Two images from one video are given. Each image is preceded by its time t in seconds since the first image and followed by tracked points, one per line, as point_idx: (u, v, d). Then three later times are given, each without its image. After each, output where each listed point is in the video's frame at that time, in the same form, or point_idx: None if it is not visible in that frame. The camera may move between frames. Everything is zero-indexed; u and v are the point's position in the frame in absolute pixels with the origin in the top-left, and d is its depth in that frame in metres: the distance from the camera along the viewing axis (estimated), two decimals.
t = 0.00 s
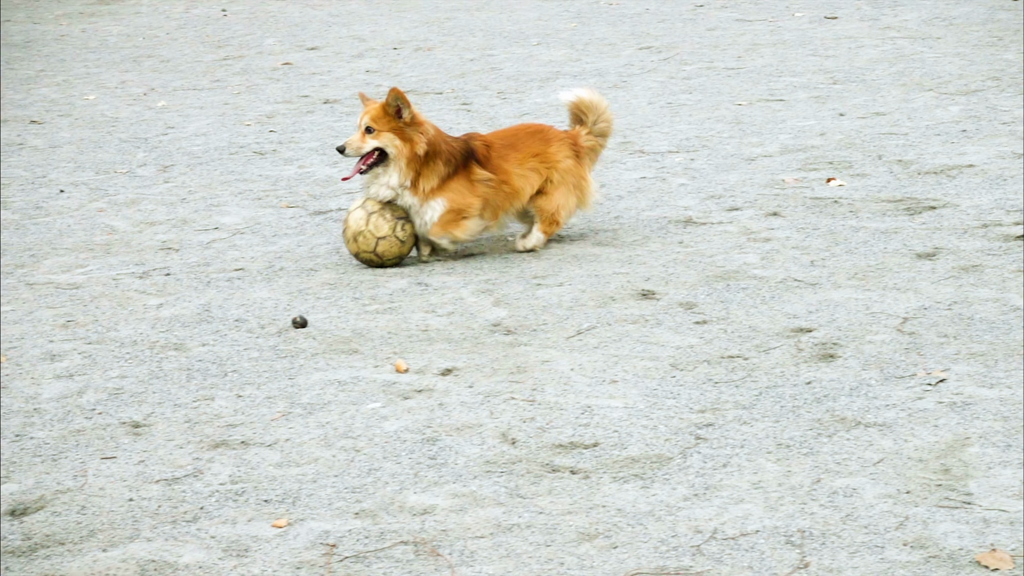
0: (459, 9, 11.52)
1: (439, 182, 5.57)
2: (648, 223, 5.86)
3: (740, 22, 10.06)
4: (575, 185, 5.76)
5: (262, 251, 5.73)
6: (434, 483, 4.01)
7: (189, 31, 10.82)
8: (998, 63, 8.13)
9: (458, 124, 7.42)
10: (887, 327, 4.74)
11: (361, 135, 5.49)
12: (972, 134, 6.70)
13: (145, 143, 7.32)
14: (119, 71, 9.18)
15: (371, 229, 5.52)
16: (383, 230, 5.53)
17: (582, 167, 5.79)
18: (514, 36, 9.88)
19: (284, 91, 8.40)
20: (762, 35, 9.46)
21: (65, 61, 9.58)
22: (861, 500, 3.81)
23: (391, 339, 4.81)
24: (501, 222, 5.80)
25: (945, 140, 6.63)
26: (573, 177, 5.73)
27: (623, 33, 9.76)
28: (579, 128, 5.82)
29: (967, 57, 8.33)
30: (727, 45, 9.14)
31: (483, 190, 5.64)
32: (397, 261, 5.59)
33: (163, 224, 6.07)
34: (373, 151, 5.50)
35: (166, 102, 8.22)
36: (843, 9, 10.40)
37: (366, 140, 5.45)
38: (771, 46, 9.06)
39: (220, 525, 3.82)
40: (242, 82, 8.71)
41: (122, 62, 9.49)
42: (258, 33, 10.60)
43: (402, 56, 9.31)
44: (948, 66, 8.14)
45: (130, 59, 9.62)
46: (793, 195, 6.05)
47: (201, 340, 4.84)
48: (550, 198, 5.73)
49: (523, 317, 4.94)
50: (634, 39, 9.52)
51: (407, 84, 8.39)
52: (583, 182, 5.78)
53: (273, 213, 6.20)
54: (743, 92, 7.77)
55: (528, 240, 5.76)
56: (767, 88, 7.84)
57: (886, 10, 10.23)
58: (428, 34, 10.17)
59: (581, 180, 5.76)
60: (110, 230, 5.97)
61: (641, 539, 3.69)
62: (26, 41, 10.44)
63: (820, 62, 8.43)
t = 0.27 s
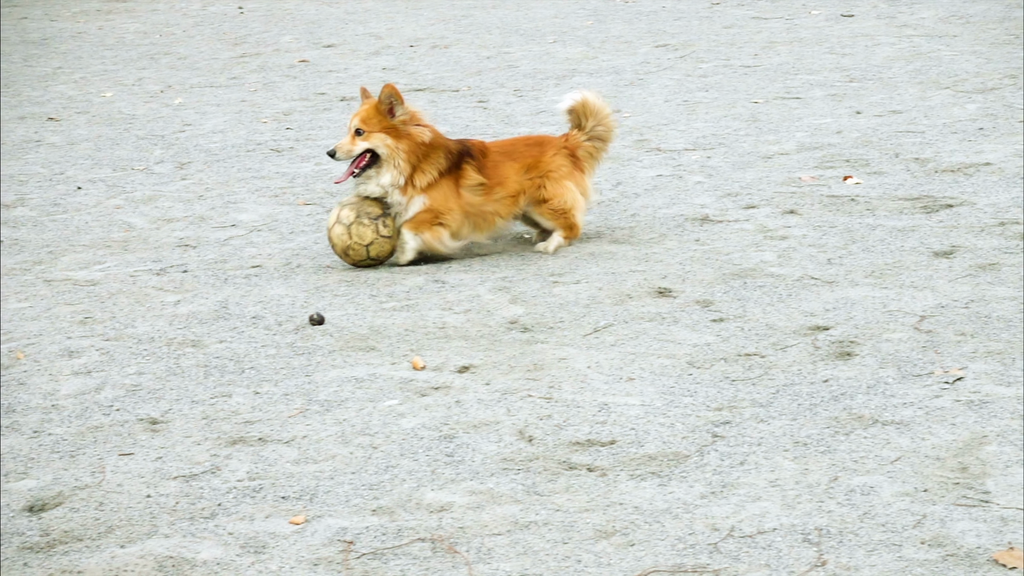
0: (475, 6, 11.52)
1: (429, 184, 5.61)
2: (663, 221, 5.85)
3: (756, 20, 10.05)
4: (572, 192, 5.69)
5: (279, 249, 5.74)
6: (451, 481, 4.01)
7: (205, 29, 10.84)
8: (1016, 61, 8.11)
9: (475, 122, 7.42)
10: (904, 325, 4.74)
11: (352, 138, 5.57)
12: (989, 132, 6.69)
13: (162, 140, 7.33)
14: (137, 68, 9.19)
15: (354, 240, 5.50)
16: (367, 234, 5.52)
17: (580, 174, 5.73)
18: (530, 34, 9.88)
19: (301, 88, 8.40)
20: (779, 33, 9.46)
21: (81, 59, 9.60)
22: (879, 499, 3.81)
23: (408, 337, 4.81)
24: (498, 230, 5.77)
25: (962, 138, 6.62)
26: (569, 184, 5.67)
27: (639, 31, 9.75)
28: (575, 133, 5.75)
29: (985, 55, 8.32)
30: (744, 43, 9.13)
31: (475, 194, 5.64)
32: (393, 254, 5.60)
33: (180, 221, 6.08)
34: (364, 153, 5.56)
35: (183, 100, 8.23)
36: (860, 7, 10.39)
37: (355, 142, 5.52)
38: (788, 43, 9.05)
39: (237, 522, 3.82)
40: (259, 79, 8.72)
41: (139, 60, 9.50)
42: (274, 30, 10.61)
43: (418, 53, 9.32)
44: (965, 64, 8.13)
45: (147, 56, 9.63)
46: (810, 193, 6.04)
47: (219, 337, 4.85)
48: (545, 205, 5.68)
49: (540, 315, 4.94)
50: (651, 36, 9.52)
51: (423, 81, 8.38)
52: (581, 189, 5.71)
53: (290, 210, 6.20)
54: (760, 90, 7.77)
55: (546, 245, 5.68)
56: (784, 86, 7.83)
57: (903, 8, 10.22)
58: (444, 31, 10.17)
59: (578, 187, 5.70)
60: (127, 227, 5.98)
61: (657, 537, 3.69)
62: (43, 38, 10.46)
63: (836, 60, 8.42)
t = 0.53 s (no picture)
0: (490, 5, 11.52)
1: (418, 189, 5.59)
2: (677, 218, 5.85)
3: (770, 19, 10.05)
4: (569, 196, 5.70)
5: (294, 247, 5.76)
6: (466, 478, 4.01)
7: (220, 26, 10.84)
8: None
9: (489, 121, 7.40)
10: (919, 324, 4.73)
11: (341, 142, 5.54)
12: (1004, 131, 6.68)
13: (177, 138, 7.33)
14: (151, 66, 9.20)
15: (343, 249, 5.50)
16: (353, 238, 5.52)
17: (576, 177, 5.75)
18: (545, 32, 9.88)
19: (315, 86, 8.40)
20: (793, 31, 9.46)
21: (96, 56, 9.61)
22: (894, 497, 3.81)
23: (422, 335, 4.81)
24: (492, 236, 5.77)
25: (977, 137, 6.61)
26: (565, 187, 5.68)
27: (653, 29, 9.75)
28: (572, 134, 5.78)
29: (999, 54, 8.31)
30: (758, 42, 9.13)
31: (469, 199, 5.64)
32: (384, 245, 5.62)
33: (194, 219, 6.08)
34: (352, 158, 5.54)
35: (197, 97, 8.23)
36: (875, 5, 10.38)
37: (346, 146, 5.49)
38: (802, 42, 9.05)
39: (252, 519, 3.83)
40: (273, 77, 8.72)
41: (154, 57, 9.51)
42: (289, 28, 10.61)
43: (433, 52, 9.32)
44: (979, 63, 8.12)
45: (162, 54, 9.64)
46: (825, 191, 6.04)
47: (234, 335, 4.85)
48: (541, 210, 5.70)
49: (554, 313, 4.94)
50: (665, 35, 9.52)
51: (438, 79, 8.38)
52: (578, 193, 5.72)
53: (304, 208, 6.21)
54: (774, 88, 7.77)
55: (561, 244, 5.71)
56: (798, 85, 7.83)
57: (917, 7, 10.21)
58: (458, 29, 10.18)
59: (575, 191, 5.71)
60: (142, 225, 5.99)
61: (672, 535, 3.68)
62: (58, 36, 10.48)
63: (851, 59, 8.42)
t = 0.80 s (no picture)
0: (506, 2, 11.52)
1: (409, 195, 5.56)
2: (693, 216, 5.84)
3: (787, 17, 10.05)
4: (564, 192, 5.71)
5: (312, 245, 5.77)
6: (484, 476, 4.01)
7: (236, 24, 10.85)
8: None
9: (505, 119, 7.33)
10: (937, 322, 4.73)
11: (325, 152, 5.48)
12: (1022, 130, 6.67)
13: (194, 135, 7.33)
14: (168, 64, 9.21)
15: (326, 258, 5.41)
16: (333, 245, 5.41)
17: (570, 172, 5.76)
18: (562, 30, 9.88)
19: (333, 84, 8.39)
20: (810, 30, 9.45)
21: (113, 54, 9.62)
22: (912, 496, 3.80)
23: (440, 332, 4.81)
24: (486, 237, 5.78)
25: (995, 136, 6.60)
26: (560, 183, 5.70)
27: (670, 27, 9.75)
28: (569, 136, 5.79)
29: (1017, 52, 8.29)
30: (775, 40, 9.12)
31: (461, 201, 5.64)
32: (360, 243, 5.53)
33: (212, 216, 6.08)
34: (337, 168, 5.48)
35: (214, 95, 8.24)
36: (892, 4, 10.36)
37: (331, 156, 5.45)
38: (819, 40, 9.05)
39: (271, 516, 3.83)
40: (291, 75, 8.72)
41: (171, 55, 9.52)
42: (306, 26, 10.62)
43: (449, 49, 9.32)
44: (997, 61, 8.11)
45: (179, 52, 9.65)
46: (842, 190, 6.03)
47: (251, 332, 4.86)
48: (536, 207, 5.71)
49: (572, 311, 4.94)
50: (681, 33, 9.51)
51: (454, 77, 8.38)
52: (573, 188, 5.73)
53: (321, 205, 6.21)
54: (791, 87, 7.76)
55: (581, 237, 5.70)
56: (815, 83, 7.83)
57: (934, 5, 10.19)
58: (475, 27, 10.18)
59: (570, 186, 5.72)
60: (159, 222, 6.00)
61: (690, 533, 3.68)
62: (76, 34, 10.50)
63: (867, 57, 8.41)
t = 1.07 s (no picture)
0: None
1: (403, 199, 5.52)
2: (710, 213, 5.84)
3: (805, 15, 10.04)
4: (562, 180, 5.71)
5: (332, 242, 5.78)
6: (503, 473, 4.02)
7: (254, 22, 10.84)
8: None
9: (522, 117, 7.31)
10: (956, 321, 4.72)
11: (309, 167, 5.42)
12: None
13: (213, 133, 7.33)
14: (187, 61, 9.21)
15: (314, 266, 5.36)
16: (315, 250, 5.35)
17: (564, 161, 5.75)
18: (579, 28, 9.87)
19: (351, 82, 8.38)
20: (828, 28, 9.44)
21: (132, 51, 9.63)
22: (931, 494, 3.80)
23: (459, 329, 4.81)
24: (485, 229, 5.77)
25: (1014, 134, 6.59)
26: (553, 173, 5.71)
27: (688, 25, 9.74)
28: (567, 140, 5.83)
29: None
30: (793, 38, 9.12)
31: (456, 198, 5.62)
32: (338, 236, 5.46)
33: (231, 213, 6.09)
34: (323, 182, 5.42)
35: (233, 92, 8.23)
36: (911, 2, 10.34)
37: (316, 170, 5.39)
38: (837, 38, 9.04)
39: (290, 513, 3.84)
40: (309, 72, 8.72)
41: (189, 52, 9.53)
42: (324, 24, 10.61)
43: (467, 47, 9.32)
44: (1016, 60, 8.10)
45: (197, 49, 9.66)
46: (860, 188, 6.03)
47: (270, 329, 4.86)
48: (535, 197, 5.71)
49: (590, 308, 4.94)
50: (699, 31, 9.51)
51: (473, 75, 8.37)
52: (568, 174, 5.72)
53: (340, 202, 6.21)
54: (809, 85, 7.75)
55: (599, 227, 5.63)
56: (833, 81, 7.82)
57: (953, 3, 10.16)
58: (494, 25, 10.17)
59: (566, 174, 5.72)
60: (178, 219, 6.00)
61: (710, 531, 3.68)
62: (94, 31, 10.49)
63: (886, 55, 8.41)
